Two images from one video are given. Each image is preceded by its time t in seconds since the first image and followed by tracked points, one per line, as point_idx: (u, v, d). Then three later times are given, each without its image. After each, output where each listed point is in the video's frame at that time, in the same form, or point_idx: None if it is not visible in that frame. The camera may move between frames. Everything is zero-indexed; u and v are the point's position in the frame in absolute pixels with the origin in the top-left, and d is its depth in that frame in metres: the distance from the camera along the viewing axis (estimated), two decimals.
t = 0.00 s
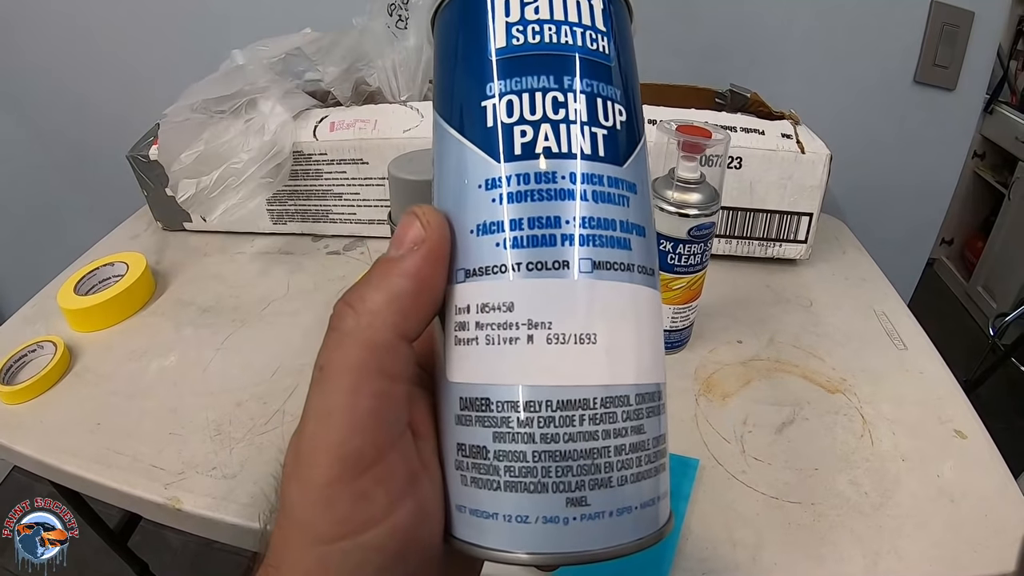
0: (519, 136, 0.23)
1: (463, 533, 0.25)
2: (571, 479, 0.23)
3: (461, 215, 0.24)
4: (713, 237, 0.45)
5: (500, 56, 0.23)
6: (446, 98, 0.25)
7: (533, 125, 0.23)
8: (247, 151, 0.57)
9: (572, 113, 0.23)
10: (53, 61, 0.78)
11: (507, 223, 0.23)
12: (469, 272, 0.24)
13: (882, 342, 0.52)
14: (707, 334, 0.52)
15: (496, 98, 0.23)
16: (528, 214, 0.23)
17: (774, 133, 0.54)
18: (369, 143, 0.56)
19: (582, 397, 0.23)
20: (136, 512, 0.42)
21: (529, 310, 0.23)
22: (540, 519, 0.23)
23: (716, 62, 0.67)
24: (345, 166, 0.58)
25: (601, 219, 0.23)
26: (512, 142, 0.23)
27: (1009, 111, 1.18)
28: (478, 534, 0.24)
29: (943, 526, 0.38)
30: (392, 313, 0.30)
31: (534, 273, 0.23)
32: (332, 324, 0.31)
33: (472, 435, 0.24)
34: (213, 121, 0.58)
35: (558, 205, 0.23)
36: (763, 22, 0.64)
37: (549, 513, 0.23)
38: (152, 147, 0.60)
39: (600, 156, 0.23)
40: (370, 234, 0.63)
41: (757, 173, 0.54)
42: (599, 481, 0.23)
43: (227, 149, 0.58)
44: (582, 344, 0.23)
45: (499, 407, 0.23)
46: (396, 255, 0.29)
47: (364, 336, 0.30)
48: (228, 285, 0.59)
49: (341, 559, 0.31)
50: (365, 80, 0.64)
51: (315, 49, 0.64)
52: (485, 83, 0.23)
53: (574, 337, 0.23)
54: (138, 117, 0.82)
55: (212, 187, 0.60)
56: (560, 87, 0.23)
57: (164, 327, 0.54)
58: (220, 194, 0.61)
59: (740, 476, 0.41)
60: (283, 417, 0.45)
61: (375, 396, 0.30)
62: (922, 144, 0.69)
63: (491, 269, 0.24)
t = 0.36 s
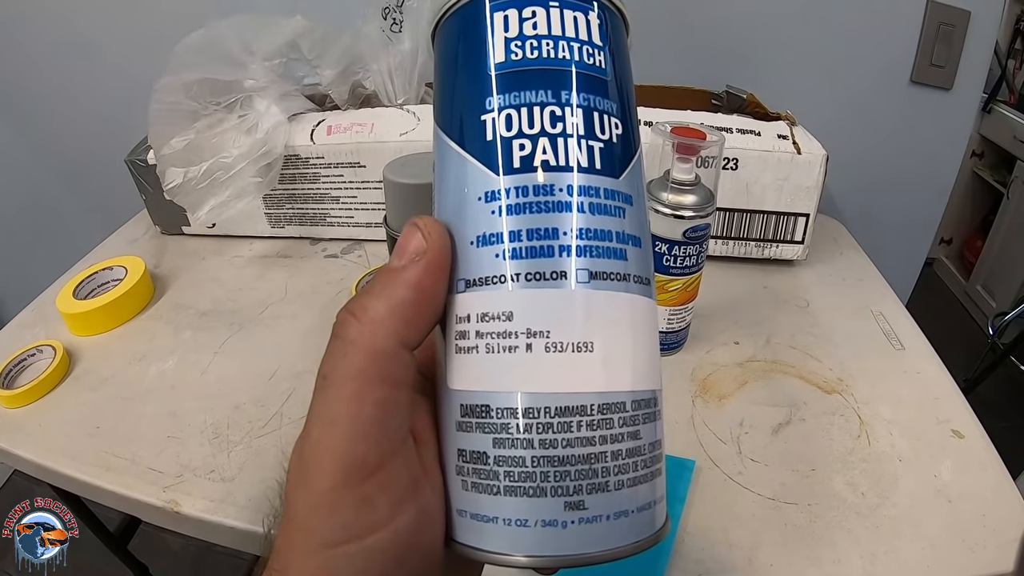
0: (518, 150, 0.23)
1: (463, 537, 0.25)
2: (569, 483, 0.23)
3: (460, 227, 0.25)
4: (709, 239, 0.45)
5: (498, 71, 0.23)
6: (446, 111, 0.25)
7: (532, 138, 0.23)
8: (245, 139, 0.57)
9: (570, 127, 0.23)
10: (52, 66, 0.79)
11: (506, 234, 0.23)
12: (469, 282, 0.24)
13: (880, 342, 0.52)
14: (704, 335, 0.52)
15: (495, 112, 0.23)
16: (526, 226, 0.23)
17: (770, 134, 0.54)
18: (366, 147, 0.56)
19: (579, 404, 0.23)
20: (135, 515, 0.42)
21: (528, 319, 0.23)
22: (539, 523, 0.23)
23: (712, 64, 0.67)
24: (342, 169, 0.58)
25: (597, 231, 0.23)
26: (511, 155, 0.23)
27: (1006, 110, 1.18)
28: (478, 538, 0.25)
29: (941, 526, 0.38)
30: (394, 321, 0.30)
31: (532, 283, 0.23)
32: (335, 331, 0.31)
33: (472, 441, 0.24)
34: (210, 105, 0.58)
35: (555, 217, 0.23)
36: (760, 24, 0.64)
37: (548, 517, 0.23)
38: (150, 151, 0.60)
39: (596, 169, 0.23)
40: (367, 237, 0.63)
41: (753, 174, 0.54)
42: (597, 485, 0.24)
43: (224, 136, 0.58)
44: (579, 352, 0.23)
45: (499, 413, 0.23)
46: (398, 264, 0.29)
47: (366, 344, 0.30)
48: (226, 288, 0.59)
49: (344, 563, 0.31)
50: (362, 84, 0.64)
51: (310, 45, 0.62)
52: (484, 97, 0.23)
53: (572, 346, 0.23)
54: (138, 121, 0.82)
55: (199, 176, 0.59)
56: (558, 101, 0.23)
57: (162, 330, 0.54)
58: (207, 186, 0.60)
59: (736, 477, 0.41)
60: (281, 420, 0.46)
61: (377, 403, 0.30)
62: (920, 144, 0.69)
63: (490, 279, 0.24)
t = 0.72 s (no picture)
0: (516, 160, 0.23)
1: (465, 540, 0.25)
2: (569, 487, 0.23)
3: (460, 236, 0.25)
4: (705, 239, 0.45)
5: (497, 82, 0.23)
6: (445, 121, 0.25)
7: (530, 148, 0.23)
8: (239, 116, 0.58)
9: (568, 137, 0.23)
10: (51, 70, 0.79)
11: (505, 243, 0.23)
12: (468, 290, 0.24)
13: (878, 341, 0.52)
14: (701, 335, 0.52)
15: (493, 122, 0.23)
16: (525, 235, 0.23)
17: (767, 133, 0.54)
18: (362, 150, 0.56)
19: (578, 409, 0.23)
20: (133, 518, 0.42)
21: (527, 325, 0.23)
22: (539, 526, 0.23)
23: (709, 63, 0.67)
24: (339, 171, 0.58)
25: (595, 239, 0.23)
26: (509, 165, 0.23)
27: (1006, 108, 1.20)
28: (480, 541, 0.25)
29: (940, 525, 0.38)
30: (395, 328, 0.30)
31: (531, 291, 0.23)
32: (337, 338, 0.31)
33: (473, 446, 0.24)
34: (209, 79, 0.60)
35: (553, 225, 0.23)
36: (756, 23, 0.64)
37: (548, 520, 0.23)
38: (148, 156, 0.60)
39: (594, 178, 0.23)
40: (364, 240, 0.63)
41: (750, 173, 0.54)
42: (596, 488, 0.24)
43: (219, 114, 0.60)
44: (578, 357, 0.23)
45: (499, 419, 0.23)
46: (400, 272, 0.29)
47: (367, 350, 0.30)
48: (223, 291, 0.59)
49: (348, 566, 0.31)
50: (364, 81, 0.64)
51: (314, 37, 0.63)
52: (483, 107, 0.23)
53: (571, 352, 0.23)
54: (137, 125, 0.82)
55: (176, 139, 0.58)
56: (555, 111, 0.23)
57: (160, 334, 0.55)
58: (179, 153, 0.58)
59: (734, 477, 0.41)
60: (278, 423, 0.46)
61: (379, 408, 0.30)
62: (918, 142, 0.69)
63: (490, 287, 0.24)
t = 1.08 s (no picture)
0: (519, 206, 0.22)
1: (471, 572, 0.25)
2: (571, 523, 0.23)
3: (465, 280, 0.24)
4: (697, 239, 0.44)
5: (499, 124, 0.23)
6: (449, 161, 0.24)
7: (532, 193, 0.22)
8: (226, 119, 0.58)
9: (570, 181, 0.22)
10: (43, 75, 0.79)
11: (509, 290, 0.23)
12: (475, 335, 0.24)
13: (874, 340, 0.51)
14: (695, 336, 0.52)
15: (496, 167, 0.23)
16: (529, 282, 0.22)
17: (761, 130, 0.54)
18: (352, 152, 0.56)
19: (580, 451, 0.22)
20: (124, 526, 0.41)
21: (531, 372, 0.22)
22: (543, 561, 0.23)
23: (702, 61, 0.67)
24: (330, 174, 0.57)
25: (597, 284, 0.23)
26: (512, 210, 0.22)
27: (1002, 102, 1.22)
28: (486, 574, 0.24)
29: (938, 528, 0.37)
30: (397, 354, 0.29)
31: (536, 339, 0.22)
32: (334, 359, 0.30)
33: (478, 483, 0.24)
34: (196, 83, 0.60)
35: (556, 272, 0.22)
36: (749, 21, 0.64)
37: (551, 556, 0.23)
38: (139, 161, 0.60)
39: (596, 222, 0.23)
40: (356, 243, 0.63)
41: (744, 171, 0.53)
42: (597, 525, 0.23)
43: (206, 116, 0.59)
44: (580, 404, 0.22)
45: (505, 460, 0.23)
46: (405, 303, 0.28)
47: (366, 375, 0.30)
48: (215, 296, 0.59)
49: None
50: (354, 83, 0.63)
51: (304, 39, 0.64)
52: (485, 150, 0.23)
53: (573, 398, 0.22)
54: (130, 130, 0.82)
55: (161, 141, 0.58)
56: (558, 154, 0.22)
57: (151, 339, 0.54)
58: (165, 155, 0.58)
59: (728, 481, 0.40)
60: (268, 429, 0.45)
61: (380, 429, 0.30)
62: (915, 138, 0.69)
63: (496, 334, 0.23)
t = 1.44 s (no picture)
0: (530, 339, 0.23)
1: None
2: None
3: (481, 390, 0.24)
4: (693, 246, 0.44)
5: (514, 256, 0.22)
6: (467, 271, 0.24)
7: (544, 329, 0.22)
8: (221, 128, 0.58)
9: (579, 319, 0.22)
10: (38, 82, 0.78)
11: (517, 410, 0.23)
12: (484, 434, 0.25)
13: (871, 344, 0.51)
14: (692, 342, 0.52)
15: (510, 298, 0.23)
16: (534, 407, 0.23)
17: (756, 135, 0.54)
18: (347, 160, 0.56)
19: (569, 540, 0.23)
20: (122, 537, 0.41)
21: (532, 477, 0.23)
22: None
23: (698, 65, 0.67)
24: (325, 182, 0.57)
25: (595, 411, 0.23)
26: (523, 343, 0.23)
27: (999, 100, 1.22)
28: None
29: (934, 534, 0.37)
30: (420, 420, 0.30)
31: (537, 453, 0.23)
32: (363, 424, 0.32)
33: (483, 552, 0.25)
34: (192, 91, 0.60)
35: (558, 401, 0.23)
36: (744, 24, 0.64)
37: None
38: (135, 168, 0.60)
39: (600, 356, 0.23)
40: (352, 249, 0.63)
41: (739, 176, 0.53)
42: None
43: (202, 125, 0.59)
44: (573, 506, 0.23)
45: (506, 539, 0.24)
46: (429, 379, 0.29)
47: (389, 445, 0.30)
48: (213, 304, 0.59)
49: None
50: (348, 90, 0.64)
51: (298, 46, 0.64)
52: (501, 279, 0.23)
53: (566, 501, 0.23)
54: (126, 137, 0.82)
55: (158, 151, 0.58)
56: (568, 292, 0.22)
57: (149, 348, 0.54)
58: (161, 163, 0.58)
59: (723, 489, 0.41)
60: (266, 439, 0.45)
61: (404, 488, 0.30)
62: (911, 139, 0.69)
63: (503, 440, 0.24)
